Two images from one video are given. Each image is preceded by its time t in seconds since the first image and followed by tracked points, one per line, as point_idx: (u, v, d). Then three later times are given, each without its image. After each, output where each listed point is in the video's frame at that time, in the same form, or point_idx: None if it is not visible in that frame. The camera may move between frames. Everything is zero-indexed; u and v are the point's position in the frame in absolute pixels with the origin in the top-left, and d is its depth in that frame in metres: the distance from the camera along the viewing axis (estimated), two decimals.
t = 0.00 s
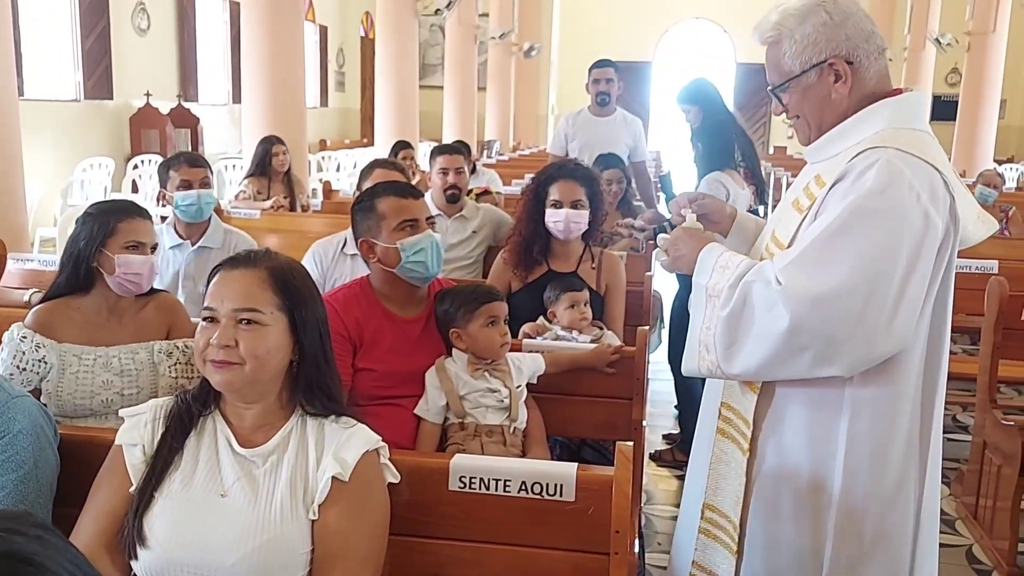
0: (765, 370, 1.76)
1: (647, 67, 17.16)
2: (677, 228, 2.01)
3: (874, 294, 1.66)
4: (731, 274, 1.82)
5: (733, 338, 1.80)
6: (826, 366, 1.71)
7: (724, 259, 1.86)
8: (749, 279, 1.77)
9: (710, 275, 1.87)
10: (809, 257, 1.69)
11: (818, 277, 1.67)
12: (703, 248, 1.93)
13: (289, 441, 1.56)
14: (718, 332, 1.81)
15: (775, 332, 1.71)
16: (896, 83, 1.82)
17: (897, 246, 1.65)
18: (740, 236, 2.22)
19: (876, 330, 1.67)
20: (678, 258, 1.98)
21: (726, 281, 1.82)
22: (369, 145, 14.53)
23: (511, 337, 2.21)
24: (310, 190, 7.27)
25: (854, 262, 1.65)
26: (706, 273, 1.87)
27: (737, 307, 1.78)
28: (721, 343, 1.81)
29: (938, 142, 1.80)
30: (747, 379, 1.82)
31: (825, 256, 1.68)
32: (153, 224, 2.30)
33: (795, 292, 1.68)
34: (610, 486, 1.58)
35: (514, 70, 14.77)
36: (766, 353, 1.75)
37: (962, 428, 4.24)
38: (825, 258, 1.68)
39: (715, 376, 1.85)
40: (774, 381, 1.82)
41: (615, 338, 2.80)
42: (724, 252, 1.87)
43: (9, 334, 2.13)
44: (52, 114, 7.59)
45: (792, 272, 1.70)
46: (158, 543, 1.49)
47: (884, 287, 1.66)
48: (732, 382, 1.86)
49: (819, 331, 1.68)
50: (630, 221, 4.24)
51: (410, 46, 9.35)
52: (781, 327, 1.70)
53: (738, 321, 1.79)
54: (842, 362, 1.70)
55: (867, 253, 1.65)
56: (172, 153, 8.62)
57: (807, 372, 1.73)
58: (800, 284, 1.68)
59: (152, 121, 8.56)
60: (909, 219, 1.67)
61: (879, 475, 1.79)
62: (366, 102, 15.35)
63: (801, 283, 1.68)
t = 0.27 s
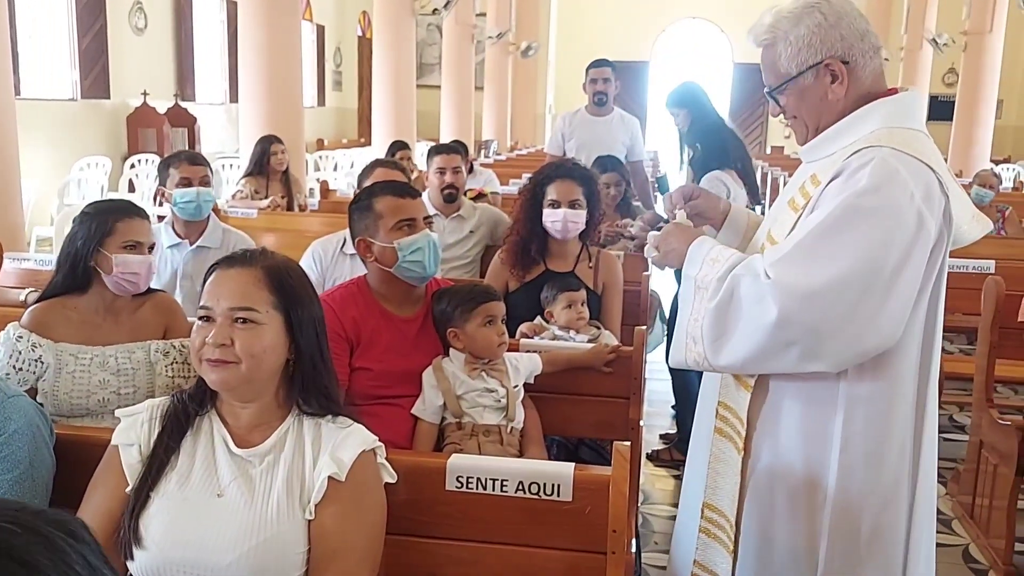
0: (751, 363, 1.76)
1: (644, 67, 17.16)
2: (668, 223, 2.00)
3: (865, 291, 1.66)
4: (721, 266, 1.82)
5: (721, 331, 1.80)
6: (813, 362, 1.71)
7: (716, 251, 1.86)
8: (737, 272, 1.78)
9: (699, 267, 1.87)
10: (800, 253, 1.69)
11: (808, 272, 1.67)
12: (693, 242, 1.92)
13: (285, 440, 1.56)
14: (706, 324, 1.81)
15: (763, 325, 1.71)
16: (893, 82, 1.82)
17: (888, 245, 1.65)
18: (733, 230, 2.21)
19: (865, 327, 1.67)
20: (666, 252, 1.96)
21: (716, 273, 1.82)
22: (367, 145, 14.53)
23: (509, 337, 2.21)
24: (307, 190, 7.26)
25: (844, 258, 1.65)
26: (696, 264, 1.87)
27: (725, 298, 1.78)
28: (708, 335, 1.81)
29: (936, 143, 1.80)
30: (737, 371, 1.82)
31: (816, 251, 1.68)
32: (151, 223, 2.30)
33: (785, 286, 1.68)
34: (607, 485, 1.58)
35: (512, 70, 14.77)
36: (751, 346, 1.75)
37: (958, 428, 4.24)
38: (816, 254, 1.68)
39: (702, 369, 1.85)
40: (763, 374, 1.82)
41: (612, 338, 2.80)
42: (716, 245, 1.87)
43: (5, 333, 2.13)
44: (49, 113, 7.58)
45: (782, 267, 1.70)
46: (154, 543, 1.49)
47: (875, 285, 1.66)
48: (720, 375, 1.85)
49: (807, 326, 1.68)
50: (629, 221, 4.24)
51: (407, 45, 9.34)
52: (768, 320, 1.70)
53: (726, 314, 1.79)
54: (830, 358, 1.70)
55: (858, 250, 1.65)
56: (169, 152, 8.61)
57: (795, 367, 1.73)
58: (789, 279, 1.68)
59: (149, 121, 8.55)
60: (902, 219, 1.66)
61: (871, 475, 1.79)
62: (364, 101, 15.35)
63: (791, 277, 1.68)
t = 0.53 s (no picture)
0: (741, 360, 1.76)
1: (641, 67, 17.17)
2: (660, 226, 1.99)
3: (855, 289, 1.66)
4: (712, 263, 1.82)
5: (712, 328, 1.80)
6: (803, 359, 1.71)
7: (707, 249, 1.86)
8: (727, 270, 1.78)
9: (692, 264, 1.87)
10: (790, 251, 1.69)
11: (799, 269, 1.67)
12: (684, 241, 1.93)
13: (281, 441, 1.56)
14: (697, 320, 1.81)
15: (753, 323, 1.71)
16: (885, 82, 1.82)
17: (879, 242, 1.65)
18: (726, 229, 2.21)
19: (855, 325, 1.67)
20: (657, 252, 1.96)
21: (707, 271, 1.82)
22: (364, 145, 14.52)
23: (505, 336, 2.20)
24: (304, 190, 7.26)
25: (834, 256, 1.65)
26: (689, 262, 1.88)
27: (715, 295, 1.78)
28: (700, 332, 1.81)
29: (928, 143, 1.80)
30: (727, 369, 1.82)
31: (807, 249, 1.68)
32: (150, 223, 2.29)
33: (775, 283, 1.67)
34: (603, 485, 1.58)
35: (509, 69, 14.78)
36: (742, 343, 1.75)
37: (954, 428, 4.25)
38: (807, 253, 1.68)
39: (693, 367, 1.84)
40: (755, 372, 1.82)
41: (609, 338, 2.80)
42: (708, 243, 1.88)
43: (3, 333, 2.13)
44: (45, 113, 7.57)
45: (772, 264, 1.70)
46: (150, 543, 1.49)
47: (865, 284, 1.66)
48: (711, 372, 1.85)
49: (796, 324, 1.68)
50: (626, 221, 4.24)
51: (404, 45, 9.33)
52: (758, 317, 1.70)
53: (717, 311, 1.78)
54: (820, 356, 1.70)
55: (849, 248, 1.65)
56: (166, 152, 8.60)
57: (785, 364, 1.73)
58: (780, 276, 1.68)
59: (145, 120, 8.55)
60: (893, 217, 1.66)
61: (863, 473, 1.80)
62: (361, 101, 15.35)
63: (782, 274, 1.68)
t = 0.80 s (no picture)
0: (739, 361, 1.76)
1: (640, 67, 17.17)
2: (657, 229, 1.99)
3: (850, 287, 1.65)
4: (709, 265, 1.82)
5: (709, 330, 1.79)
6: (800, 360, 1.71)
7: (703, 251, 1.86)
8: (724, 271, 1.77)
9: (688, 267, 1.87)
10: (786, 251, 1.69)
11: (795, 269, 1.67)
12: (681, 244, 1.93)
13: (280, 441, 1.56)
14: (694, 322, 1.81)
15: (749, 323, 1.71)
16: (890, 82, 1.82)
17: (875, 242, 1.65)
18: (723, 229, 2.21)
19: (850, 325, 1.67)
20: (654, 256, 1.96)
21: (704, 272, 1.82)
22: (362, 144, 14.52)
23: (504, 336, 2.20)
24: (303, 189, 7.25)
25: (830, 256, 1.65)
26: (685, 264, 1.88)
27: (712, 296, 1.77)
28: (696, 334, 1.81)
29: (924, 142, 1.80)
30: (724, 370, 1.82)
31: (802, 250, 1.68)
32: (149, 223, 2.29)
33: (771, 282, 1.67)
34: (602, 485, 1.58)
35: (508, 69, 14.78)
36: (738, 344, 1.74)
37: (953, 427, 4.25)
38: (803, 253, 1.67)
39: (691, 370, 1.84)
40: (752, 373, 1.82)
41: (608, 337, 2.81)
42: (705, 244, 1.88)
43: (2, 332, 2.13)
44: (44, 113, 7.56)
45: (768, 264, 1.70)
46: (149, 544, 1.48)
47: (861, 283, 1.65)
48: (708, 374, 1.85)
49: (792, 324, 1.67)
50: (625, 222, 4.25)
51: (403, 45, 9.32)
52: (754, 318, 1.70)
53: (713, 312, 1.78)
54: (816, 356, 1.69)
55: (845, 248, 1.65)
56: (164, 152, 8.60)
57: (781, 365, 1.72)
58: (776, 276, 1.67)
59: (143, 120, 8.53)
60: (889, 217, 1.66)
61: (858, 473, 1.79)
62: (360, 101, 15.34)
63: (778, 274, 1.67)
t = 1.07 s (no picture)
0: (739, 361, 1.75)
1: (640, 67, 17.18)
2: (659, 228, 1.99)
3: (850, 288, 1.65)
4: (709, 266, 1.81)
5: (710, 329, 1.79)
6: (800, 360, 1.71)
7: (704, 251, 1.86)
8: (724, 272, 1.77)
9: (689, 267, 1.86)
10: (787, 251, 1.69)
11: (796, 269, 1.67)
12: (682, 244, 1.92)
13: (280, 440, 1.56)
14: (694, 322, 1.80)
15: (750, 324, 1.70)
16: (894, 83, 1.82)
17: (875, 242, 1.65)
18: (723, 231, 2.21)
19: (851, 325, 1.67)
20: (656, 256, 1.96)
21: (704, 273, 1.81)
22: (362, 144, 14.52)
23: (504, 336, 2.20)
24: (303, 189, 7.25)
25: (832, 256, 1.65)
26: (686, 264, 1.88)
27: (713, 296, 1.77)
28: (697, 334, 1.80)
29: (925, 142, 1.80)
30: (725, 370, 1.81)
31: (803, 250, 1.68)
32: (148, 222, 2.29)
33: (772, 282, 1.67)
34: (603, 485, 1.58)
35: (508, 70, 14.78)
36: (739, 343, 1.74)
37: (952, 427, 4.25)
38: (804, 254, 1.67)
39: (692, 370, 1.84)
40: (752, 373, 1.81)
41: (608, 338, 2.81)
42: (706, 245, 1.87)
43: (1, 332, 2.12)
44: (43, 113, 7.56)
45: (769, 265, 1.69)
46: (149, 543, 1.48)
47: (861, 284, 1.66)
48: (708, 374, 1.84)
49: (793, 325, 1.67)
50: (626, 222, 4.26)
51: (402, 45, 9.32)
52: (756, 318, 1.69)
53: (714, 312, 1.77)
54: (816, 356, 1.69)
55: (846, 248, 1.65)
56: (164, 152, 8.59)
57: (782, 365, 1.72)
58: (777, 275, 1.67)
59: (143, 120, 8.53)
60: (890, 217, 1.66)
61: (857, 473, 1.80)
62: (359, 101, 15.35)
63: (778, 273, 1.67)
